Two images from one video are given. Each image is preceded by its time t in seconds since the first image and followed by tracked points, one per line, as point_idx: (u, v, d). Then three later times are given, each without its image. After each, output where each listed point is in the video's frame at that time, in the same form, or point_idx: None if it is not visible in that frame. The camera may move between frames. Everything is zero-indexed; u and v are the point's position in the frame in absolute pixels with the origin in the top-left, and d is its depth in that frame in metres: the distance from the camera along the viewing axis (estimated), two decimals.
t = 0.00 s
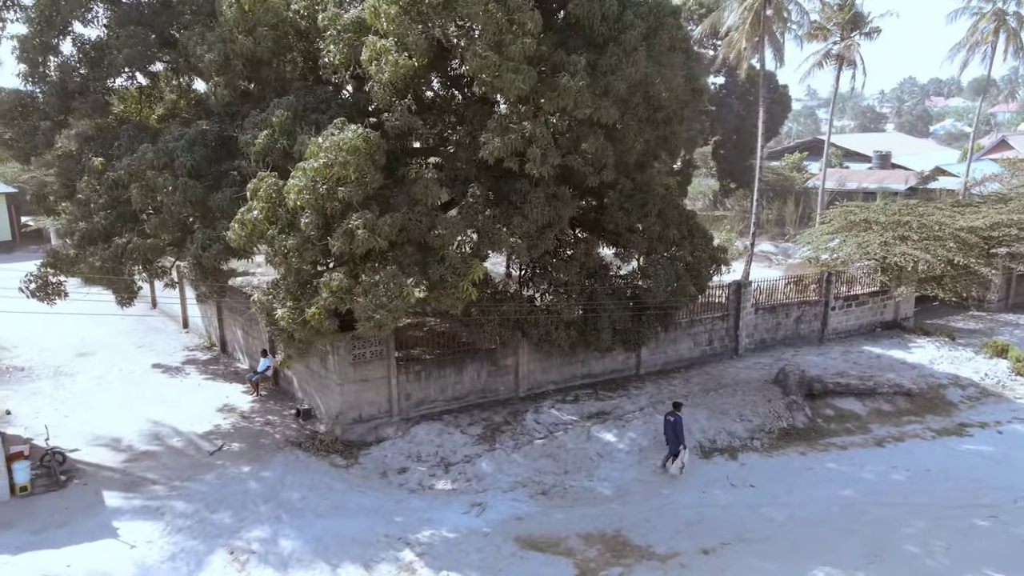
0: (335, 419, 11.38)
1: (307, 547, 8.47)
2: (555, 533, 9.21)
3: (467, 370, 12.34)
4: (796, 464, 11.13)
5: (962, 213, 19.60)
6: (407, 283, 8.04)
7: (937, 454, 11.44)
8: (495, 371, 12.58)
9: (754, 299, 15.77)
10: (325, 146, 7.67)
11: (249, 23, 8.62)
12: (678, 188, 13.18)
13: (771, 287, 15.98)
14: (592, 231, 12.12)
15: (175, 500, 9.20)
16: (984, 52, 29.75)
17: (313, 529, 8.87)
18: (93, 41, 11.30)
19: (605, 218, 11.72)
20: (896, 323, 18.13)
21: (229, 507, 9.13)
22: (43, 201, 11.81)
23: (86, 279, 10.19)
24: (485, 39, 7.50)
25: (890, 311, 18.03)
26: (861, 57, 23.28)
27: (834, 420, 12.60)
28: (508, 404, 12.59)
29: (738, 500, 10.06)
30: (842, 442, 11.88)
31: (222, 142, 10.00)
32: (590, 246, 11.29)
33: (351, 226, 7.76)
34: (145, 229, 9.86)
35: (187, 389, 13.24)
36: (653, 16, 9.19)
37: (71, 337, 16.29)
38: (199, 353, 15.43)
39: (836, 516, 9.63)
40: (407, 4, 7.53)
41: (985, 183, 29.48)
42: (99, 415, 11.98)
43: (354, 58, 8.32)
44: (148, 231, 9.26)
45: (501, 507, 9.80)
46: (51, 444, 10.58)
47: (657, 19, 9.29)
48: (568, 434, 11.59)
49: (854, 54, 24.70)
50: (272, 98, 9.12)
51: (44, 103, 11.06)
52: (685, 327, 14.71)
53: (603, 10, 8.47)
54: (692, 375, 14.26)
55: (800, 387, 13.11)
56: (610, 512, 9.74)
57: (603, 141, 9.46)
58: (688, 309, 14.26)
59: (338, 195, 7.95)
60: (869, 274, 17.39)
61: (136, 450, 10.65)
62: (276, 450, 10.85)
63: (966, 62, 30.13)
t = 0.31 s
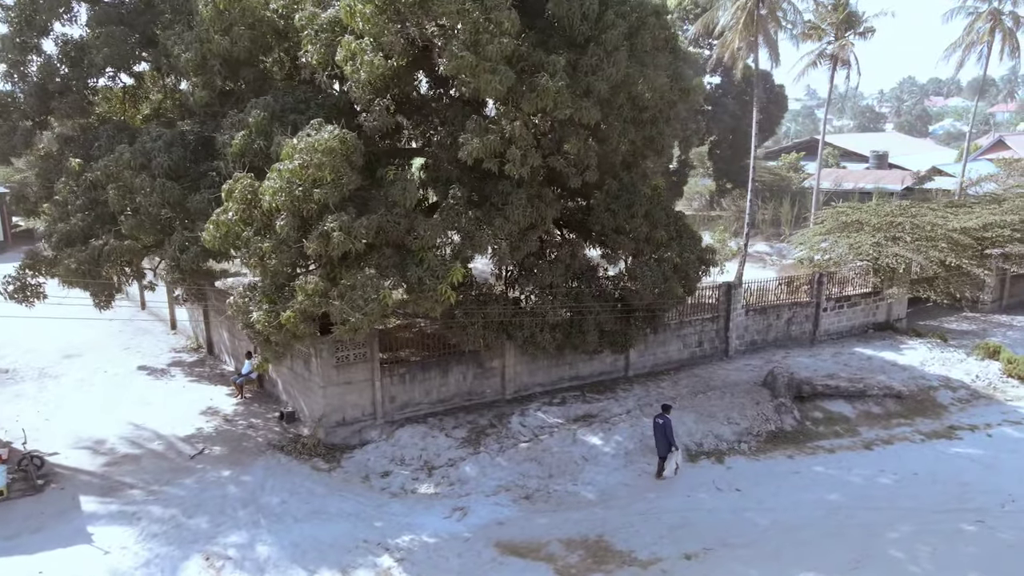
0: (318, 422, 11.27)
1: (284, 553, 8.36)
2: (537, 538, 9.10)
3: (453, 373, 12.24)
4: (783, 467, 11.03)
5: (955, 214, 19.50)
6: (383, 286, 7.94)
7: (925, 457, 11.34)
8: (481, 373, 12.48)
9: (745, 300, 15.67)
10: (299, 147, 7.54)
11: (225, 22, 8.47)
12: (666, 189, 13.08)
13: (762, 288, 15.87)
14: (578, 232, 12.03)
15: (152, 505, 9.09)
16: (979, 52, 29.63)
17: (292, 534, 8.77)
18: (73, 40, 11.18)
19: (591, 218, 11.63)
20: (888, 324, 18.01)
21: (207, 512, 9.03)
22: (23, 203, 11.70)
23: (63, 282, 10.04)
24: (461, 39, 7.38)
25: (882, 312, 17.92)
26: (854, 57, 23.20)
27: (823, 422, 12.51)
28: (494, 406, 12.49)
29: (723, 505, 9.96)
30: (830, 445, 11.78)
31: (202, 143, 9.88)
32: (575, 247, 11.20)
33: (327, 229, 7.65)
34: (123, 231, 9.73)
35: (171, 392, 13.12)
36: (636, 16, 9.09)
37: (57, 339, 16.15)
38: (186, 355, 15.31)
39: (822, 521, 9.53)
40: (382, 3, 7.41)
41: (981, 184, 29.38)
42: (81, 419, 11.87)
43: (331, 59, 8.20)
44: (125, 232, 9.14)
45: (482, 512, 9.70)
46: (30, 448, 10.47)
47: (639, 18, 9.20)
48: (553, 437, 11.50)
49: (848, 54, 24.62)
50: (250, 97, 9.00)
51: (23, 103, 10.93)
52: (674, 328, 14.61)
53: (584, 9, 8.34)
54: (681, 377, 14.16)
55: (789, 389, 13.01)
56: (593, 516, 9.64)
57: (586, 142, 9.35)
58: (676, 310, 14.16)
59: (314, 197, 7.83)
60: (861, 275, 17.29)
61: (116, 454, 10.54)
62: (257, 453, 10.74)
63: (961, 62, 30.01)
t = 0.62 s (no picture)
0: (306, 425, 11.20)
1: (266, 557, 8.29)
2: (522, 541, 9.03)
3: (442, 374, 12.17)
4: (772, 470, 10.95)
5: (949, 214, 19.48)
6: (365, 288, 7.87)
7: (916, 459, 11.26)
8: (470, 375, 12.41)
9: (737, 301, 15.61)
10: (280, 148, 7.45)
11: (207, 22, 8.39)
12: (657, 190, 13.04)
13: (755, 289, 15.81)
14: (568, 233, 11.97)
15: (134, 509, 9.02)
16: (976, 51, 29.55)
17: (275, 538, 8.69)
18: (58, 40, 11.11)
19: (580, 220, 11.57)
20: (882, 325, 17.94)
21: (189, 516, 8.95)
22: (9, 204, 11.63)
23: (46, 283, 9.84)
24: (443, 39, 7.29)
25: (876, 313, 17.85)
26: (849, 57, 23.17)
27: (814, 424, 12.44)
28: (483, 408, 12.43)
29: (711, 508, 9.89)
30: (821, 447, 11.72)
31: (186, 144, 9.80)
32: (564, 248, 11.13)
33: (308, 230, 7.57)
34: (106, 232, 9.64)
35: (159, 393, 13.05)
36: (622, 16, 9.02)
37: (47, 341, 16.07)
38: (175, 356, 15.24)
39: (811, 524, 9.46)
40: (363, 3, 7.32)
41: (978, 183, 29.29)
42: (67, 421, 11.79)
43: (314, 59, 8.12)
44: (107, 234, 9.05)
45: (469, 515, 9.62)
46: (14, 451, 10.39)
47: (624, 19, 9.15)
48: (542, 440, 11.44)
49: (843, 54, 24.60)
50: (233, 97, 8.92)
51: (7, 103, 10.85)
52: (666, 329, 14.55)
53: (569, 9, 8.26)
54: (672, 379, 14.09)
55: (780, 391, 12.94)
56: (580, 520, 9.57)
57: (572, 143, 9.27)
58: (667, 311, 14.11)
59: (296, 199, 7.75)
60: (855, 276, 17.23)
61: (100, 457, 10.47)
62: (243, 456, 10.67)
63: (958, 61, 29.92)
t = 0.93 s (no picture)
0: (289, 428, 11.10)
1: (242, 562, 8.19)
2: (503, 546, 8.93)
3: (427, 377, 12.08)
4: (758, 473, 10.86)
5: (941, 215, 19.43)
6: (341, 291, 7.76)
7: (904, 463, 11.17)
8: (455, 377, 12.32)
9: (727, 302, 15.51)
10: (253, 149, 7.33)
11: (183, 22, 8.31)
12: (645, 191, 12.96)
13: (745, 290, 15.71)
14: (553, 235, 11.89)
15: (111, 514, 8.93)
16: (972, 51, 29.46)
17: (252, 543, 8.59)
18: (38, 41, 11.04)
19: (566, 221, 11.48)
20: (874, 326, 17.84)
21: (166, 521, 8.86)
22: None
23: (22, 285, 9.69)
24: (418, 38, 7.19)
25: (868, 314, 17.75)
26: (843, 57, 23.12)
27: (802, 427, 12.35)
28: (468, 411, 12.34)
29: (695, 512, 9.79)
30: (808, 450, 11.63)
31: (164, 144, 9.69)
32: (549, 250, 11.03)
33: (282, 232, 7.47)
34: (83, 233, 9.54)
35: (143, 396, 12.94)
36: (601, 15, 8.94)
37: (33, 343, 15.96)
38: (162, 358, 15.14)
39: (795, 529, 9.37)
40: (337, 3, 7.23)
41: (974, 183, 29.20)
42: (48, 424, 11.69)
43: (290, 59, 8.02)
44: (84, 235, 8.95)
45: (450, 520, 9.53)
46: None
47: (605, 19, 9.06)
48: (526, 443, 11.35)
49: (836, 54, 24.55)
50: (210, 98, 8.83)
51: None
52: (654, 331, 14.46)
53: (548, 8, 8.15)
54: (661, 381, 14.00)
55: (768, 393, 12.85)
56: (562, 524, 9.47)
57: (554, 144, 9.17)
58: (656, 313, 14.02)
59: (270, 200, 7.64)
60: (846, 277, 17.15)
61: (80, 460, 10.37)
62: (224, 459, 10.57)
63: (954, 62, 29.83)
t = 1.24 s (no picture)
0: (271, 431, 11.01)
1: (217, 568, 8.09)
2: (483, 551, 8.84)
3: (412, 379, 11.99)
4: (744, 476, 10.76)
5: (933, 216, 19.36)
6: (316, 293, 7.66)
7: (891, 466, 11.08)
8: (441, 380, 12.23)
9: (717, 304, 15.42)
10: (226, 150, 7.23)
11: (157, 22, 8.21)
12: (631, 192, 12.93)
13: (735, 291, 15.62)
14: (539, 236, 11.79)
15: (86, 519, 8.83)
16: (967, 51, 29.34)
17: (228, 548, 8.50)
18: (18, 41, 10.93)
19: (551, 222, 11.39)
20: (866, 328, 17.75)
21: (143, 525, 8.76)
22: None
23: None
24: (391, 37, 7.11)
25: (860, 316, 17.67)
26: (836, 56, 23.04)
27: (790, 430, 12.27)
28: (454, 413, 12.26)
29: (679, 516, 9.70)
30: (795, 453, 11.54)
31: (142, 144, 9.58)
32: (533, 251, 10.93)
33: (255, 234, 7.36)
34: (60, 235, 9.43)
35: (126, 398, 12.83)
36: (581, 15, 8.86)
37: (18, 345, 15.84)
38: (147, 360, 15.02)
39: (779, 533, 9.27)
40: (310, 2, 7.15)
41: (969, 184, 29.13)
42: (28, 426, 11.58)
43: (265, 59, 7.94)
44: (59, 237, 8.85)
45: (431, 524, 9.43)
46: None
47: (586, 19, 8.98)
48: (511, 446, 11.26)
49: (830, 54, 24.49)
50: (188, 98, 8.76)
51: None
52: (643, 333, 14.37)
53: (526, 7, 8.06)
54: (649, 383, 13.91)
55: (756, 396, 12.75)
56: (544, 529, 9.38)
57: (534, 144, 9.07)
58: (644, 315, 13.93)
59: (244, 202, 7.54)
60: (837, 278, 17.07)
61: (58, 464, 10.26)
62: (205, 463, 10.48)
63: (949, 62, 29.72)
